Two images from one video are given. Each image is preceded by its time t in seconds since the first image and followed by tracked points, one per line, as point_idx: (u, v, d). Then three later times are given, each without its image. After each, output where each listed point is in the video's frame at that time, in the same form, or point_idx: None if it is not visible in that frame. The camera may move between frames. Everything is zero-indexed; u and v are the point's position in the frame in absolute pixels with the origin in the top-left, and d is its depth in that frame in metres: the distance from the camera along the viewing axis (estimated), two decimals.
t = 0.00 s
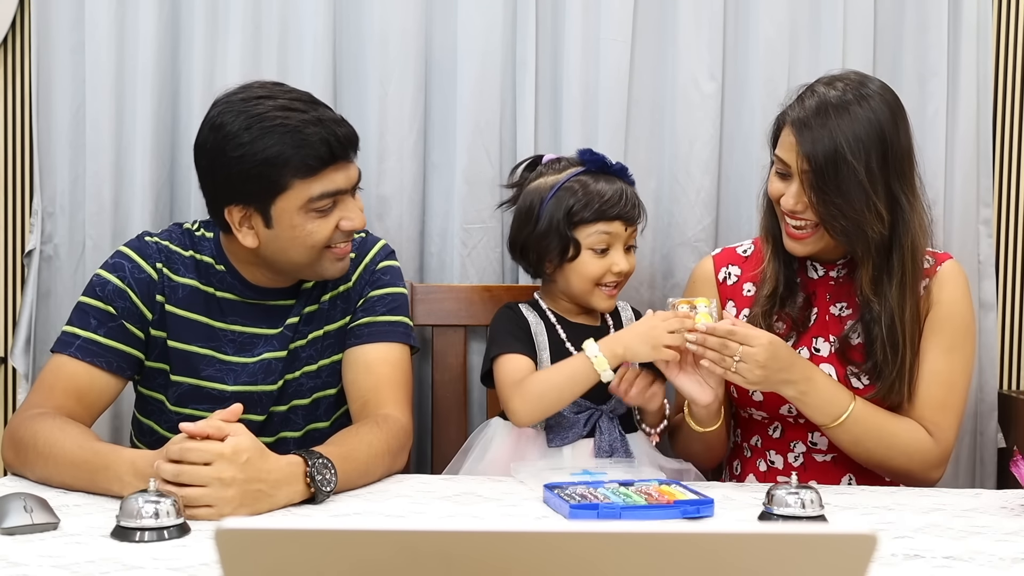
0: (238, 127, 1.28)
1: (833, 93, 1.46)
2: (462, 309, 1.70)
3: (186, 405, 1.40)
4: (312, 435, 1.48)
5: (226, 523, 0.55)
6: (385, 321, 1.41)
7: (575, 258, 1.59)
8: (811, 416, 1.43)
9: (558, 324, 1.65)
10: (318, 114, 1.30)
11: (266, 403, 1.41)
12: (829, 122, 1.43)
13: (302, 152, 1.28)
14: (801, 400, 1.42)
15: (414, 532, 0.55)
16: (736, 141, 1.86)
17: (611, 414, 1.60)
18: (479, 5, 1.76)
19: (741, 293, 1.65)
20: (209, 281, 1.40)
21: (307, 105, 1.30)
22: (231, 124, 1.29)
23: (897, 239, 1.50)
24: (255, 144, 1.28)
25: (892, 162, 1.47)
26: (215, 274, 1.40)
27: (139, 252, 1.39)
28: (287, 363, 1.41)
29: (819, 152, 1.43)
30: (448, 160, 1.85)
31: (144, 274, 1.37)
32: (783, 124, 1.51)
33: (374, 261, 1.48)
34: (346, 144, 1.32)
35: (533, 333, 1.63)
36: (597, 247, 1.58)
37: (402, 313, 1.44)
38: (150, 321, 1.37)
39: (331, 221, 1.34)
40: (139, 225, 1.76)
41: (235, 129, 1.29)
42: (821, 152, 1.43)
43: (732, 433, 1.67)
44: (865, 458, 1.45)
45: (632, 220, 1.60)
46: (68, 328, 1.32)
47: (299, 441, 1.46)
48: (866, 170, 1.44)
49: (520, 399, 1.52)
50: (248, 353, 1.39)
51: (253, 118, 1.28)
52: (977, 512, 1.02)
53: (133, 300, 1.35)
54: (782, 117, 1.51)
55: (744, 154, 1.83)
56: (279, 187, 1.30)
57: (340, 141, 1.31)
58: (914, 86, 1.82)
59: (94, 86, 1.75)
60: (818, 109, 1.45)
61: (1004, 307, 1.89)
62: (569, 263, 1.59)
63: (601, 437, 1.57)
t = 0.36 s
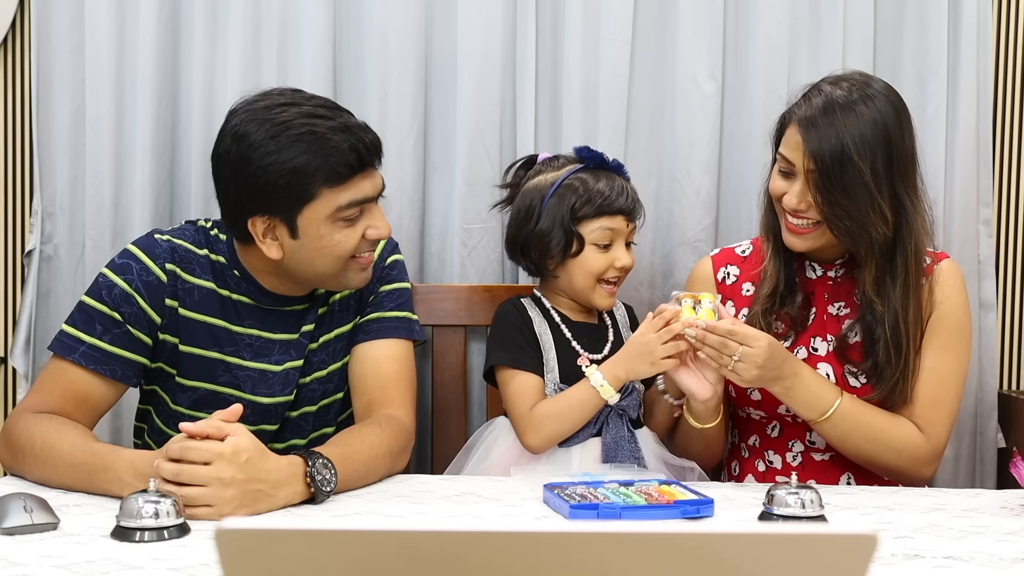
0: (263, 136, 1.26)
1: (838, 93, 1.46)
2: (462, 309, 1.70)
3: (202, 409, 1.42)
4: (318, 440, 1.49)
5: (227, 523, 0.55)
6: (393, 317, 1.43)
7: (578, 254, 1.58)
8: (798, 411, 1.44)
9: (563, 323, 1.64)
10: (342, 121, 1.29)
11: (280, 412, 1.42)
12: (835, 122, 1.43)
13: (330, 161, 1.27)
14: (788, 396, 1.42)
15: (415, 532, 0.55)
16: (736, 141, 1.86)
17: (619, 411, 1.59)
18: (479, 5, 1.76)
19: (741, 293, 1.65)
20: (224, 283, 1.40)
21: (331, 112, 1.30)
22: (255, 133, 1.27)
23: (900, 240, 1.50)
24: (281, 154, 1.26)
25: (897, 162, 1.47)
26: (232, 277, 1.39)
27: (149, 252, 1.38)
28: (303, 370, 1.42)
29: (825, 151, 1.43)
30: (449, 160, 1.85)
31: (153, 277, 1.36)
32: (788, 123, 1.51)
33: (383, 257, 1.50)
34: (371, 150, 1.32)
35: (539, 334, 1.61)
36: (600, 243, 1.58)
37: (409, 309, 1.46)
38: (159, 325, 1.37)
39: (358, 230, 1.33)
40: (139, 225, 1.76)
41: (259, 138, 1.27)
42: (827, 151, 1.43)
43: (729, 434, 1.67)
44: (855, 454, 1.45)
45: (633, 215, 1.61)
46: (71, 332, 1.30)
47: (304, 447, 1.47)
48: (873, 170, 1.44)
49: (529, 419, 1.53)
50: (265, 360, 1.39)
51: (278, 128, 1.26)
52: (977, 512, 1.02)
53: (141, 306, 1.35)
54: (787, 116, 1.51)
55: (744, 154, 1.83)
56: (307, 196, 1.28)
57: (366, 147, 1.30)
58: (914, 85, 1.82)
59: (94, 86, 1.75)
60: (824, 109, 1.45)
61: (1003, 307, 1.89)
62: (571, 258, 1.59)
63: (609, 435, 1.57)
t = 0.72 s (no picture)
0: (255, 139, 1.26)
1: (847, 93, 1.46)
2: (462, 309, 1.70)
3: (196, 409, 1.42)
4: (315, 440, 1.49)
5: (226, 522, 0.55)
6: (389, 317, 1.44)
7: (576, 249, 1.58)
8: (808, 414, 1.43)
9: (566, 322, 1.64)
10: (336, 124, 1.29)
11: (274, 412, 1.42)
12: (846, 122, 1.43)
13: (324, 164, 1.27)
14: (799, 401, 1.42)
15: (414, 531, 0.55)
16: (736, 141, 1.86)
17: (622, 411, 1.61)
18: (479, 5, 1.76)
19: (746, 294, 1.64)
20: (218, 283, 1.40)
21: (324, 115, 1.29)
22: (247, 136, 1.27)
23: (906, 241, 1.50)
24: (274, 157, 1.26)
25: (907, 164, 1.47)
26: (225, 277, 1.40)
27: (141, 251, 1.38)
28: (298, 370, 1.42)
29: (836, 151, 1.43)
30: (449, 160, 1.85)
31: (147, 276, 1.36)
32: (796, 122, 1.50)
33: (377, 257, 1.51)
34: (366, 154, 1.32)
35: (544, 334, 1.60)
36: (600, 237, 1.59)
37: (405, 309, 1.46)
38: (154, 324, 1.37)
39: (352, 233, 1.33)
40: (139, 224, 1.76)
41: (252, 142, 1.27)
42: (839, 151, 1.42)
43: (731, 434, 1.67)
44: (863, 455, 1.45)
45: (629, 210, 1.62)
46: (66, 332, 1.31)
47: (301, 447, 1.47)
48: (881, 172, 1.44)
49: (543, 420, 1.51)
50: (259, 360, 1.39)
51: (274, 132, 1.26)
52: (977, 512, 1.02)
53: (135, 305, 1.35)
54: (798, 114, 1.50)
55: (744, 154, 1.83)
56: (301, 199, 1.28)
57: (361, 151, 1.30)
58: (914, 85, 1.82)
59: (94, 86, 1.75)
60: (835, 109, 1.44)
61: (1004, 307, 1.89)
62: (570, 253, 1.59)
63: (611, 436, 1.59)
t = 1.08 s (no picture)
0: (247, 135, 1.26)
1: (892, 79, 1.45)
2: (462, 309, 1.70)
3: (193, 408, 1.42)
4: (312, 440, 1.49)
5: (226, 522, 0.55)
6: (388, 317, 1.44)
7: (566, 250, 1.58)
8: (836, 438, 1.40)
9: (553, 325, 1.64)
10: (326, 117, 1.29)
11: (270, 411, 1.41)
12: (913, 95, 1.44)
13: (316, 157, 1.27)
14: (829, 426, 1.39)
15: (413, 531, 0.55)
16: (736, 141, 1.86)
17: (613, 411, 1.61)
18: (479, 5, 1.76)
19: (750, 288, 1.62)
20: (215, 282, 1.41)
21: (315, 108, 1.29)
22: (239, 132, 1.27)
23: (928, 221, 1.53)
24: (265, 151, 1.26)
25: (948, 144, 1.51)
26: (222, 276, 1.40)
27: (138, 250, 1.39)
28: (294, 369, 1.42)
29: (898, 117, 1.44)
30: (449, 160, 1.85)
31: (145, 274, 1.37)
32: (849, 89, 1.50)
33: (376, 258, 1.51)
34: (358, 146, 1.32)
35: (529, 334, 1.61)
36: (587, 236, 1.59)
37: (404, 309, 1.47)
38: (152, 323, 1.37)
39: (346, 226, 1.34)
40: (139, 224, 1.76)
41: (243, 137, 1.27)
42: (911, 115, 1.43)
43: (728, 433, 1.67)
44: (875, 460, 1.44)
45: (618, 209, 1.62)
46: (65, 332, 1.31)
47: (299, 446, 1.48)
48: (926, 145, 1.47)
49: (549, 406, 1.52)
50: (255, 358, 1.39)
51: (265, 126, 1.26)
52: (977, 512, 1.02)
53: (133, 303, 1.35)
54: (849, 81, 1.50)
55: (744, 154, 1.83)
56: (294, 194, 1.29)
57: (353, 143, 1.31)
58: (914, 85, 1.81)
59: (95, 86, 1.75)
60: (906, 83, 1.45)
61: (1003, 307, 1.89)
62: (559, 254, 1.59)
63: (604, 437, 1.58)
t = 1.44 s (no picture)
0: (226, 118, 1.28)
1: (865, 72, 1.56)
2: (462, 309, 1.70)
3: (192, 406, 1.42)
4: (313, 440, 1.49)
5: (226, 522, 0.55)
6: (387, 318, 1.44)
7: (547, 246, 1.58)
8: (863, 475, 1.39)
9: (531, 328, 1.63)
10: (305, 99, 1.30)
11: (269, 410, 1.42)
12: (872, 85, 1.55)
13: (290, 135, 1.27)
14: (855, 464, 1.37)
15: (414, 532, 0.55)
16: (736, 141, 1.86)
17: (587, 415, 1.55)
18: (479, 5, 1.76)
19: (768, 292, 1.56)
20: (213, 281, 1.41)
21: (295, 92, 1.31)
22: (218, 116, 1.29)
23: (909, 190, 1.60)
24: (242, 133, 1.28)
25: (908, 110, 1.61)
26: (220, 274, 1.40)
27: (137, 250, 1.39)
28: (293, 368, 1.42)
29: (864, 82, 1.55)
30: (449, 160, 1.85)
31: (144, 274, 1.37)
32: (804, 86, 1.59)
33: (376, 259, 1.51)
34: (337, 127, 1.31)
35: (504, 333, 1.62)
36: (567, 234, 1.58)
37: (404, 309, 1.47)
38: (151, 322, 1.37)
39: (327, 208, 1.33)
40: (138, 224, 1.76)
41: (222, 121, 1.29)
42: (868, 77, 1.55)
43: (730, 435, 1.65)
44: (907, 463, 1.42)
45: (602, 207, 1.58)
46: (64, 332, 1.31)
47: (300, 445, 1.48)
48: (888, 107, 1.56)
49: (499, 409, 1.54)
50: (254, 357, 1.39)
51: (241, 108, 1.28)
52: (977, 512, 1.02)
53: (133, 302, 1.35)
54: (802, 81, 1.61)
55: (744, 153, 1.83)
56: (272, 175, 1.29)
57: (331, 124, 1.30)
58: (914, 86, 1.81)
59: (94, 85, 1.75)
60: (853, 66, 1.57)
61: (1004, 307, 1.89)
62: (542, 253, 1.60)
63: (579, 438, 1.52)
